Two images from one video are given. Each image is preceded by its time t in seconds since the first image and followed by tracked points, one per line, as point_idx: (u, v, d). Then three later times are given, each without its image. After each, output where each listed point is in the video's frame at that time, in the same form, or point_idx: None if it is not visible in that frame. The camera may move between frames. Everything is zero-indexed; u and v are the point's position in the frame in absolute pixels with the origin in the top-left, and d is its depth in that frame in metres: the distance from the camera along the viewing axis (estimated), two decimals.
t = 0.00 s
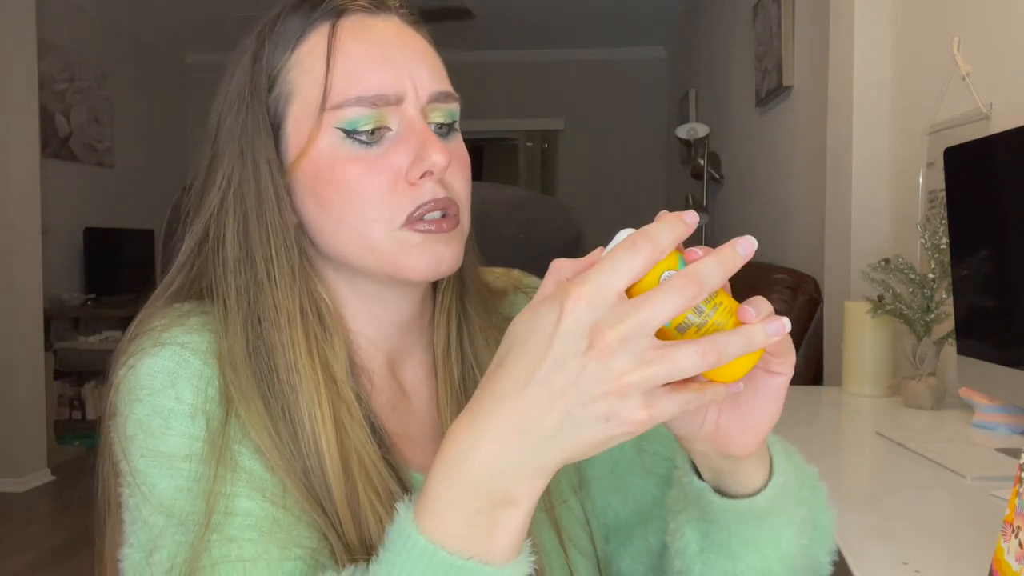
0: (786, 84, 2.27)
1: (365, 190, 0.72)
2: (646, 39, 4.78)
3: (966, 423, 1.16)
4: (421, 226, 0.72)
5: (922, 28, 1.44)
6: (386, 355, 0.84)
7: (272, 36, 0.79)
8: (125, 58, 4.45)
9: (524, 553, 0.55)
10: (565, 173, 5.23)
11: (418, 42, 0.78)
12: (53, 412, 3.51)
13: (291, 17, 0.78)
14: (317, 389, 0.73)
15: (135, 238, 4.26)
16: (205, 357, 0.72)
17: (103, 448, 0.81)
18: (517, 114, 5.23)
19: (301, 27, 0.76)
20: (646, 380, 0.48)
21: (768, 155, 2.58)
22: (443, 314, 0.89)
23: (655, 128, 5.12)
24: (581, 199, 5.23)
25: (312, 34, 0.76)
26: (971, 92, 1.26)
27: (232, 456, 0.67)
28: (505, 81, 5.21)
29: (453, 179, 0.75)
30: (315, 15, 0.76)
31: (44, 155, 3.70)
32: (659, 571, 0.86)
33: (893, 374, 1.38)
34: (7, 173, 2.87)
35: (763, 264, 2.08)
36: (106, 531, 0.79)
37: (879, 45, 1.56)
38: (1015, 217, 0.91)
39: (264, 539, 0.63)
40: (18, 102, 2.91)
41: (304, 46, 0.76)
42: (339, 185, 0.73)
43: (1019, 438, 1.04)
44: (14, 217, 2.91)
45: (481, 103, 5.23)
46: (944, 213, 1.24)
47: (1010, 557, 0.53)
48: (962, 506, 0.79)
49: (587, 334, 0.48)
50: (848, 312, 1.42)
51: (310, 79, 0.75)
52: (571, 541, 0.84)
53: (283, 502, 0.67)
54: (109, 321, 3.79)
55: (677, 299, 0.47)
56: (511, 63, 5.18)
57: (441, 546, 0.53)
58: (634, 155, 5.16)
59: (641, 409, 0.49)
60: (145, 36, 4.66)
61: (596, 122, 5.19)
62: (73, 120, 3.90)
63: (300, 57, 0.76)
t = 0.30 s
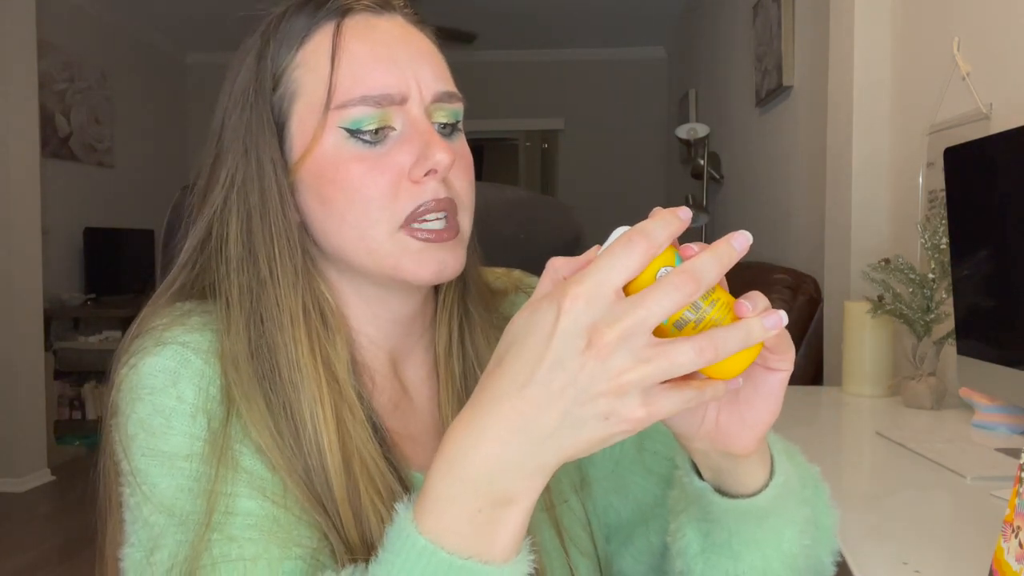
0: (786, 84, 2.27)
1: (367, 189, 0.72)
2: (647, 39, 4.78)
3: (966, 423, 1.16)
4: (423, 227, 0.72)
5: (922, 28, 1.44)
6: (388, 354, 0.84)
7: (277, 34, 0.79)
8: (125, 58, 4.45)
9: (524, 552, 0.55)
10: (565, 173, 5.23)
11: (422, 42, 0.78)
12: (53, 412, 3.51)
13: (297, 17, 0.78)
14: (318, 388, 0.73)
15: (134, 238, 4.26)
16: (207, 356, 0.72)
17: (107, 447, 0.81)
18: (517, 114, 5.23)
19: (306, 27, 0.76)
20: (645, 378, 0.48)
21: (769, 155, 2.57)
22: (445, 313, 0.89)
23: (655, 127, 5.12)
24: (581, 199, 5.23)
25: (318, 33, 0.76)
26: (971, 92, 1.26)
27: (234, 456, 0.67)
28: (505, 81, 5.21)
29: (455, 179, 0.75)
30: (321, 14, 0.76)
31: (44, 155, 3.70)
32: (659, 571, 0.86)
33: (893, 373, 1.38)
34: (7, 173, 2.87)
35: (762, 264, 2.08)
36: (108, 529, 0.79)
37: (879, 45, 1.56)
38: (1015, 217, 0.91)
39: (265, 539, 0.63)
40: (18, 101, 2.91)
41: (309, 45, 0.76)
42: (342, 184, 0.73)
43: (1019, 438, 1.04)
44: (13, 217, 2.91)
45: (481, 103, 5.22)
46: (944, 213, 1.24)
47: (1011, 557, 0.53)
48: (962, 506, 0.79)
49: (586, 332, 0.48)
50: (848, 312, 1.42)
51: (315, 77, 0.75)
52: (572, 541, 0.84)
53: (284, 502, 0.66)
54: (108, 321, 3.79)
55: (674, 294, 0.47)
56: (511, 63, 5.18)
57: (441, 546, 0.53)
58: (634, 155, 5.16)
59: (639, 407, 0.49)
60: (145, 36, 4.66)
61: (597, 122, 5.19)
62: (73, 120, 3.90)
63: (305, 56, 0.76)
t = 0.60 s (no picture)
0: (786, 83, 2.27)
1: (366, 187, 0.72)
2: (647, 38, 4.78)
3: (966, 423, 1.16)
4: (421, 225, 0.73)
5: (922, 28, 1.44)
6: (388, 352, 0.84)
7: (279, 33, 0.79)
8: (125, 58, 4.45)
9: (511, 562, 0.54)
10: (565, 173, 5.23)
11: (423, 42, 0.78)
12: (53, 412, 3.51)
13: (299, 15, 0.78)
14: (324, 385, 0.74)
15: (134, 238, 4.26)
16: (215, 353, 0.72)
17: (111, 445, 0.80)
18: (518, 114, 5.23)
19: (308, 25, 0.77)
20: (623, 387, 0.46)
21: (769, 155, 2.57)
22: (444, 313, 0.89)
23: (655, 128, 5.12)
24: (581, 199, 5.23)
25: (319, 32, 0.76)
26: (971, 92, 1.26)
27: (243, 454, 0.67)
28: (505, 81, 5.21)
29: (454, 179, 0.75)
30: (322, 13, 0.76)
31: (44, 155, 3.70)
32: None
33: (892, 373, 1.38)
34: (7, 172, 2.87)
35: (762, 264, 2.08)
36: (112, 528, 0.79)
37: (879, 45, 1.56)
38: (1015, 217, 0.91)
39: (274, 537, 0.63)
40: (19, 101, 2.91)
41: (311, 44, 0.76)
42: (341, 181, 0.73)
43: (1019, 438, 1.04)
44: (14, 217, 2.91)
45: (481, 103, 5.22)
46: (944, 213, 1.24)
47: (1010, 557, 0.53)
48: (962, 506, 0.79)
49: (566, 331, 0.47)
50: (848, 312, 1.42)
51: (316, 75, 0.75)
52: (570, 540, 0.84)
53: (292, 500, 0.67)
54: (108, 322, 3.78)
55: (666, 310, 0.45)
56: (511, 63, 5.19)
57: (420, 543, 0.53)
58: (634, 155, 5.16)
59: (619, 422, 0.47)
60: (145, 36, 4.66)
61: (597, 122, 5.19)
62: (73, 120, 3.90)
63: (306, 55, 0.76)
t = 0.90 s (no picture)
0: (786, 83, 2.27)
1: (337, 188, 0.73)
2: (647, 38, 4.78)
3: (967, 423, 1.16)
4: (391, 226, 0.73)
5: (922, 28, 1.44)
6: (388, 352, 0.84)
7: (268, 34, 0.80)
8: (125, 58, 4.45)
9: (481, 541, 0.55)
10: (565, 173, 5.23)
11: (413, 36, 0.76)
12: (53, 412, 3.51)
13: (286, 15, 0.78)
14: (325, 385, 0.74)
15: (134, 238, 4.26)
16: (218, 354, 0.71)
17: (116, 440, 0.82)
18: (518, 114, 5.23)
19: (294, 24, 0.77)
20: (494, 327, 0.50)
21: (769, 155, 2.57)
22: (450, 312, 0.89)
23: (655, 128, 5.11)
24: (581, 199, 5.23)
25: (302, 32, 0.76)
26: (971, 92, 1.26)
27: (245, 456, 0.67)
28: (506, 81, 5.20)
29: (432, 176, 0.74)
30: (307, 12, 0.77)
31: (44, 155, 3.70)
32: None
33: (893, 374, 1.38)
34: (8, 172, 2.87)
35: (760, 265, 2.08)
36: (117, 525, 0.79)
37: (879, 45, 1.56)
38: (1015, 218, 0.91)
39: (274, 539, 0.63)
40: (19, 101, 2.91)
41: (296, 46, 0.77)
42: (316, 181, 0.74)
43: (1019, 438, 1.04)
44: (14, 216, 2.91)
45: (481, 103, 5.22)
46: (944, 213, 1.24)
47: (1011, 557, 0.53)
48: (962, 506, 0.79)
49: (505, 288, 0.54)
50: (848, 312, 1.42)
51: (299, 76, 0.77)
52: (569, 544, 0.84)
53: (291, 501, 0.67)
54: (108, 322, 3.79)
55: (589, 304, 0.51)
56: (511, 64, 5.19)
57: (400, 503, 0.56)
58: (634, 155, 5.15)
59: (498, 368, 0.49)
60: (145, 36, 4.66)
61: (597, 122, 5.19)
62: (73, 120, 3.90)
63: (292, 56, 0.77)
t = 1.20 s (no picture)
0: (786, 83, 2.27)
1: (333, 191, 0.73)
2: (647, 38, 4.78)
3: (966, 423, 1.16)
4: (382, 233, 0.73)
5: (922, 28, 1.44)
6: (393, 354, 0.85)
7: (274, 34, 0.80)
8: (125, 58, 4.44)
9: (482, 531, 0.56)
10: (566, 173, 5.23)
11: (418, 41, 0.75)
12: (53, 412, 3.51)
13: (290, 15, 0.78)
14: (324, 385, 0.75)
15: (135, 238, 4.27)
16: (220, 353, 0.72)
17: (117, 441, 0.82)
18: (518, 114, 5.23)
19: (300, 25, 0.77)
20: (514, 327, 0.52)
21: (769, 155, 2.57)
22: (463, 314, 0.91)
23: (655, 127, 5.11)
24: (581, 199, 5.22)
25: (305, 33, 0.77)
26: (971, 92, 1.26)
27: (245, 455, 0.67)
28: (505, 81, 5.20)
29: (430, 183, 0.74)
30: (311, 13, 0.76)
31: (44, 155, 3.70)
32: None
33: (893, 374, 1.38)
34: (8, 171, 2.87)
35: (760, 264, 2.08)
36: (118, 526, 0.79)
37: (879, 45, 1.56)
38: (1015, 217, 0.91)
39: (275, 538, 0.63)
40: (20, 100, 2.91)
41: (299, 46, 0.77)
42: (314, 182, 0.75)
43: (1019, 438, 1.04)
44: (15, 216, 2.91)
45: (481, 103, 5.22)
46: (944, 213, 1.24)
47: (1010, 557, 0.53)
48: (961, 506, 0.79)
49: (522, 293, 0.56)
50: (849, 311, 1.42)
51: (301, 79, 0.77)
52: (570, 548, 0.84)
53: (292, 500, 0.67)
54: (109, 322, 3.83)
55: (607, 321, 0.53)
56: (511, 64, 5.19)
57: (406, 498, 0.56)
58: (634, 155, 5.15)
59: (516, 365, 0.51)
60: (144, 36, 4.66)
61: (597, 122, 5.19)
62: (73, 120, 3.90)
63: (294, 57, 0.77)
